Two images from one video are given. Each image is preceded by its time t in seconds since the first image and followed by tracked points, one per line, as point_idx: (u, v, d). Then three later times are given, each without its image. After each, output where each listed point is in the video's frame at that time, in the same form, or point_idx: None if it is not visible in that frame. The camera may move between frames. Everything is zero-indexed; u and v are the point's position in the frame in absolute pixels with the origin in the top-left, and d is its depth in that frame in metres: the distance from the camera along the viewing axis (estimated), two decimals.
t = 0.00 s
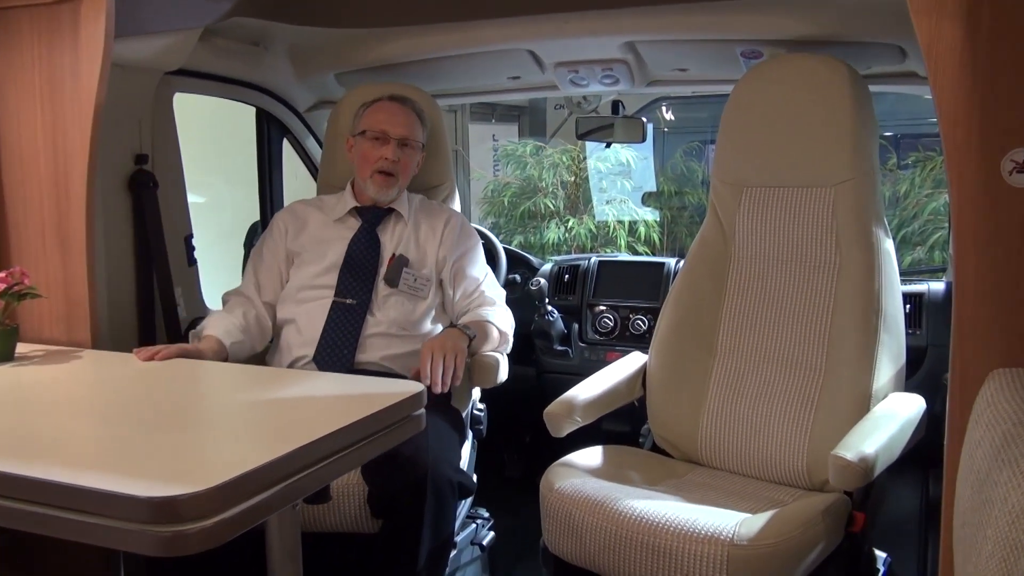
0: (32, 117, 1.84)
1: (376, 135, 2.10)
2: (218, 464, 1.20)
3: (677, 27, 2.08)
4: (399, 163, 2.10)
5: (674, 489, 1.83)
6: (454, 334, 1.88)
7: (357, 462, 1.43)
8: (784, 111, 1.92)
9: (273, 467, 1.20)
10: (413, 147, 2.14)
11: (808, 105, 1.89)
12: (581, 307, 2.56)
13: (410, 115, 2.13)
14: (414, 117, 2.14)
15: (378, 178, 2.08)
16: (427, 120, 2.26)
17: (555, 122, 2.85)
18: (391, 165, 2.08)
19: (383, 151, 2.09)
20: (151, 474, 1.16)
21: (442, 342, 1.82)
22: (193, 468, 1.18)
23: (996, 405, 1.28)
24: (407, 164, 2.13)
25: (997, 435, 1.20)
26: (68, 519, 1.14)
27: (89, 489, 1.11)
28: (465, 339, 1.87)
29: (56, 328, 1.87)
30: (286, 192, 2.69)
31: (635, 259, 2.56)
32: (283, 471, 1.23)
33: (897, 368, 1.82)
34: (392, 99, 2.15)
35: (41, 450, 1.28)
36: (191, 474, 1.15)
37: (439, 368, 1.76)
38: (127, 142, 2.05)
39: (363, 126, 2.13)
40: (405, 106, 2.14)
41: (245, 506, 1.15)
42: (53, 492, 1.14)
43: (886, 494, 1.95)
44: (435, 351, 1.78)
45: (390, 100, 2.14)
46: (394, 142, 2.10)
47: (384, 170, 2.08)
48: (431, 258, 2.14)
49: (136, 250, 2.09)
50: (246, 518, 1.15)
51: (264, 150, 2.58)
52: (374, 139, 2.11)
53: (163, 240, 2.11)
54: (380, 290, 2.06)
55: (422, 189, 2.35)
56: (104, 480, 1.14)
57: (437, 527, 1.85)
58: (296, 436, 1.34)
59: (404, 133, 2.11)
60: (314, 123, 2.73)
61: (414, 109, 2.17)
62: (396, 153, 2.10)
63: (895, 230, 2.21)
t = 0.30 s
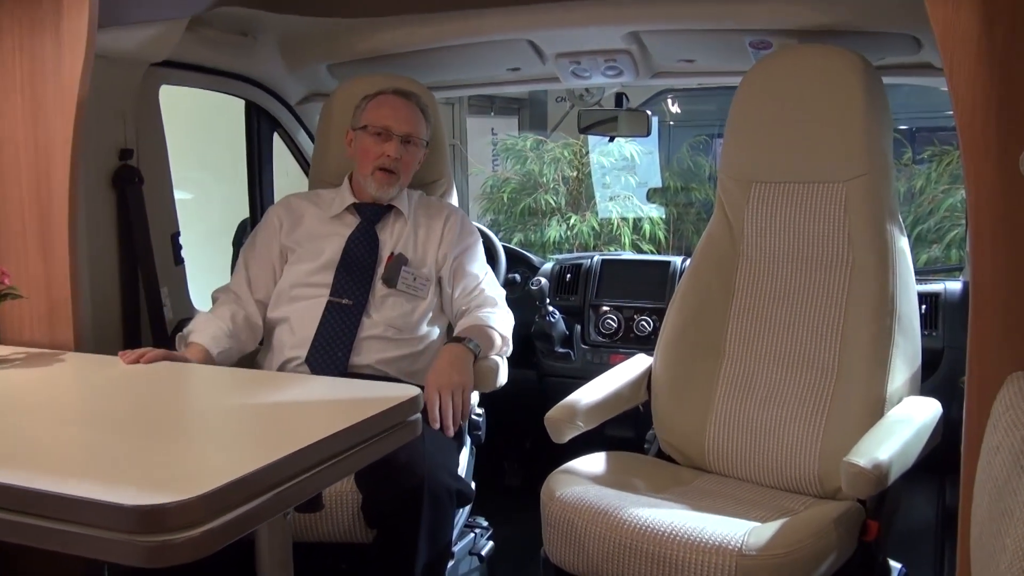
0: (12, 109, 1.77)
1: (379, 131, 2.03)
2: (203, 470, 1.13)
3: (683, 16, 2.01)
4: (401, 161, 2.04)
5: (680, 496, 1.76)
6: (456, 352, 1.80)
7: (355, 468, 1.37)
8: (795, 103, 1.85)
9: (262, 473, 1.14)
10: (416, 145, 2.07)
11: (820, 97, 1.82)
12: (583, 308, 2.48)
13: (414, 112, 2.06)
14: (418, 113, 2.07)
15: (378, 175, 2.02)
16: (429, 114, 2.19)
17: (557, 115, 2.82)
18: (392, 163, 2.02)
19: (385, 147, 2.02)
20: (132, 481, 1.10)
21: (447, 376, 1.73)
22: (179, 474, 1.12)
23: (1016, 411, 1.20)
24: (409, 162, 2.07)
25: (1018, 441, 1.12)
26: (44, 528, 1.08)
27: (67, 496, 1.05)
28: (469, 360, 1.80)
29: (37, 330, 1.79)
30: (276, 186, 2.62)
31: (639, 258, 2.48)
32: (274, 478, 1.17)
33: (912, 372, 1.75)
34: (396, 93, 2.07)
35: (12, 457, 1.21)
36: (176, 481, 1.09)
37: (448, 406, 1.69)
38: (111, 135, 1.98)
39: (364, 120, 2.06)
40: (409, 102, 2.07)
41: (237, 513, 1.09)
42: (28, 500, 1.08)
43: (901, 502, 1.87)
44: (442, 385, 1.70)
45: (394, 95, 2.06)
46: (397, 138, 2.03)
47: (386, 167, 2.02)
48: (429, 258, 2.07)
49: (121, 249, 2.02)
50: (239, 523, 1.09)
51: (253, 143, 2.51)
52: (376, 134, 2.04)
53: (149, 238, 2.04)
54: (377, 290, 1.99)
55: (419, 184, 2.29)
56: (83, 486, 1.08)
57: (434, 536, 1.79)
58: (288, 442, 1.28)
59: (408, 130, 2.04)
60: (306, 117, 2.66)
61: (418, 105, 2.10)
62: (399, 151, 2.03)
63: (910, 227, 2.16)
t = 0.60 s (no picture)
0: None
1: (358, 125, 2.00)
2: (193, 475, 1.09)
3: (688, 8, 1.96)
4: (384, 153, 1.99)
5: (685, 503, 1.71)
6: (451, 352, 1.76)
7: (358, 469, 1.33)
8: (803, 96, 1.80)
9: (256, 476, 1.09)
10: (398, 135, 2.03)
11: (829, 92, 1.77)
12: (585, 309, 2.43)
13: (392, 101, 2.02)
14: (398, 102, 2.03)
15: (361, 169, 1.97)
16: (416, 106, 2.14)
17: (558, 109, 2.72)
18: (374, 155, 1.97)
19: (365, 141, 1.98)
20: (119, 486, 1.06)
21: (442, 378, 1.68)
22: (168, 479, 1.08)
23: None
24: (394, 154, 2.02)
25: None
26: (25, 535, 1.04)
27: (50, 500, 1.01)
28: (467, 361, 1.76)
29: (23, 331, 1.75)
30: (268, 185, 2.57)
31: (644, 258, 2.43)
32: (270, 481, 1.12)
33: (924, 374, 1.70)
34: (373, 86, 2.04)
35: None
36: (165, 486, 1.05)
37: (444, 408, 1.65)
38: (99, 131, 1.93)
39: (343, 117, 2.04)
40: (388, 92, 2.03)
41: (233, 516, 1.05)
42: (8, 506, 1.04)
43: (912, 509, 1.82)
44: (437, 389, 1.66)
45: (371, 87, 2.03)
46: (377, 130, 1.99)
47: (368, 161, 1.97)
48: (423, 256, 2.02)
49: (110, 248, 1.97)
50: (237, 527, 1.05)
51: (247, 141, 2.46)
52: (355, 128, 2.01)
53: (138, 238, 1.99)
54: (369, 291, 1.94)
55: (415, 181, 2.23)
56: (67, 491, 1.04)
57: (432, 544, 1.74)
58: (285, 443, 1.23)
59: (387, 120, 2.00)
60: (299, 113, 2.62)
61: (398, 95, 2.05)
62: (379, 143, 1.99)
63: (923, 225, 2.13)
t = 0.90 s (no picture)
0: None
1: (339, 120, 1.98)
2: (182, 481, 1.05)
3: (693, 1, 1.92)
4: (365, 145, 1.96)
5: (690, 508, 1.66)
6: (448, 354, 1.72)
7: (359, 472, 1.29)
8: (810, 91, 1.76)
9: (252, 481, 1.05)
10: (381, 125, 1.98)
11: (837, 87, 1.73)
12: (587, 309, 2.39)
13: (372, 91, 1.98)
14: (381, 93, 1.99)
15: (344, 164, 1.95)
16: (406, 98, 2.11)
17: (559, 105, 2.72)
18: (354, 148, 1.94)
19: (345, 135, 1.96)
20: (105, 491, 1.02)
21: (440, 381, 1.64)
22: (158, 484, 1.04)
23: None
24: (378, 145, 1.97)
25: None
26: (8, 540, 1.00)
27: (33, 506, 0.98)
28: (465, 363, 1.71)
29: (12, 332, 1.70)
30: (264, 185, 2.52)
31: (649, 256, 2.39)
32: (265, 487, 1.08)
33: (935, 375, 1.66)
34: (356, 79, 2.01)
35: None
36: (155, 491, 1.02)
37: (443, 410, 1.62)
38: (88, 127, 1.89)
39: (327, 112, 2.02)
40: (369, 83, 1.99)
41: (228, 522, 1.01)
42: None
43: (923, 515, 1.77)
44: (434, 393, 1.62)
45: (353, 81, 2.00)
46: (357, 123, 1.96)
47: (350, 155, 1.94)
48: (421, 254, 1.98)
49: (100, 248, 1.94)
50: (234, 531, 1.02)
51: (239, 138, 2.42)
52: (337, 124, 1.98)
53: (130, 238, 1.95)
54: (366, 291, 1.90)
55: (412, 179, 2.19)
56: (50, 496, 1.00)
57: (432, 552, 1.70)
58: (279, 446, 1.19)
59: (366, 111, 1.96)
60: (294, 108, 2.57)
61: (383, 86, 2.01)
62: (360, 135, 1.96)
63: (933, 224, 2.08)
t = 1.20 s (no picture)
0: None
1: (333, 116, 1.93)
2: (168, 486, 1.01)
3: None
4: (359, 142, 1.92)
5: (693, 514, 1.62)
6: (445, 356, 1.67)
7: (354, 478, 1.25)
8: (817, 85, 1.72)
9: (241, 488, 1.01)
10: (376, 122, 1.94)
11: (846, 81, 1.69)
12: (589, 309, 2.35)
13: (367, 87, 1.94)
14: (376, 89, 1.95)
15: (338, 162, 1.91)
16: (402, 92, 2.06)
17: (561, 100, 2.75)
18: (348, 146, 1.90)
19: (339, 132, 1.92)
20: (87, 497, 0.99)
21: (438, 384, 1.60)
22: (143, 490, 1.01)
23: None
24: (372, 143, 1.93)
25: None
26: None
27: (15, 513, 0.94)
28: (462, 364, 1.67)
29: None
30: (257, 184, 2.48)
31: (653, 254, 2.36)
32: (256, 494, 1.05)
33: (945, 378, 1.62)
34: (351, 74, 1.97)
35: None
36: (140, 497, 0.98)
37: (440, 414, 1.58)
38: (78, 123, 1.85)
39: (320, 109, 1.97)
40: (364, 79, 1.95)
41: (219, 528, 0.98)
42: None
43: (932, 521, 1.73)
44: (430, 395, 1.58)
45: (347, 76, 1.96)
46: (351, 119, 1.92)
47: (344, 152, 1.90)
48: (418, 252, 1.94)
49: (90, 246, 1.90)
50: (226, 538, 0.99)
51: (233, 134, 2.38)
52: (330, 120, 1.94)
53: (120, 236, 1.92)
54: (361, 289, 1.86)
55: (410, 178, 2.14)
56: (29, 504, 0.96)
57: (428, 559, 1.66)
58: (270, 450, 1.15)
59: (360, 107, 1.92)
60: (288, 103, 2.53)
61: (379, 82, 1.97)
62: (354, 132, 1.92)
63: (943, 222, 2.05)
